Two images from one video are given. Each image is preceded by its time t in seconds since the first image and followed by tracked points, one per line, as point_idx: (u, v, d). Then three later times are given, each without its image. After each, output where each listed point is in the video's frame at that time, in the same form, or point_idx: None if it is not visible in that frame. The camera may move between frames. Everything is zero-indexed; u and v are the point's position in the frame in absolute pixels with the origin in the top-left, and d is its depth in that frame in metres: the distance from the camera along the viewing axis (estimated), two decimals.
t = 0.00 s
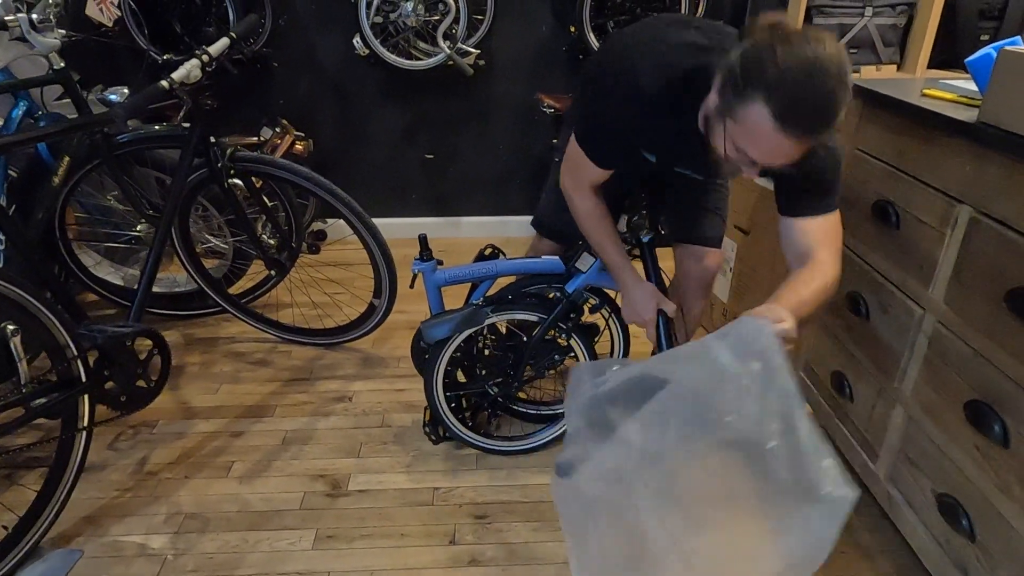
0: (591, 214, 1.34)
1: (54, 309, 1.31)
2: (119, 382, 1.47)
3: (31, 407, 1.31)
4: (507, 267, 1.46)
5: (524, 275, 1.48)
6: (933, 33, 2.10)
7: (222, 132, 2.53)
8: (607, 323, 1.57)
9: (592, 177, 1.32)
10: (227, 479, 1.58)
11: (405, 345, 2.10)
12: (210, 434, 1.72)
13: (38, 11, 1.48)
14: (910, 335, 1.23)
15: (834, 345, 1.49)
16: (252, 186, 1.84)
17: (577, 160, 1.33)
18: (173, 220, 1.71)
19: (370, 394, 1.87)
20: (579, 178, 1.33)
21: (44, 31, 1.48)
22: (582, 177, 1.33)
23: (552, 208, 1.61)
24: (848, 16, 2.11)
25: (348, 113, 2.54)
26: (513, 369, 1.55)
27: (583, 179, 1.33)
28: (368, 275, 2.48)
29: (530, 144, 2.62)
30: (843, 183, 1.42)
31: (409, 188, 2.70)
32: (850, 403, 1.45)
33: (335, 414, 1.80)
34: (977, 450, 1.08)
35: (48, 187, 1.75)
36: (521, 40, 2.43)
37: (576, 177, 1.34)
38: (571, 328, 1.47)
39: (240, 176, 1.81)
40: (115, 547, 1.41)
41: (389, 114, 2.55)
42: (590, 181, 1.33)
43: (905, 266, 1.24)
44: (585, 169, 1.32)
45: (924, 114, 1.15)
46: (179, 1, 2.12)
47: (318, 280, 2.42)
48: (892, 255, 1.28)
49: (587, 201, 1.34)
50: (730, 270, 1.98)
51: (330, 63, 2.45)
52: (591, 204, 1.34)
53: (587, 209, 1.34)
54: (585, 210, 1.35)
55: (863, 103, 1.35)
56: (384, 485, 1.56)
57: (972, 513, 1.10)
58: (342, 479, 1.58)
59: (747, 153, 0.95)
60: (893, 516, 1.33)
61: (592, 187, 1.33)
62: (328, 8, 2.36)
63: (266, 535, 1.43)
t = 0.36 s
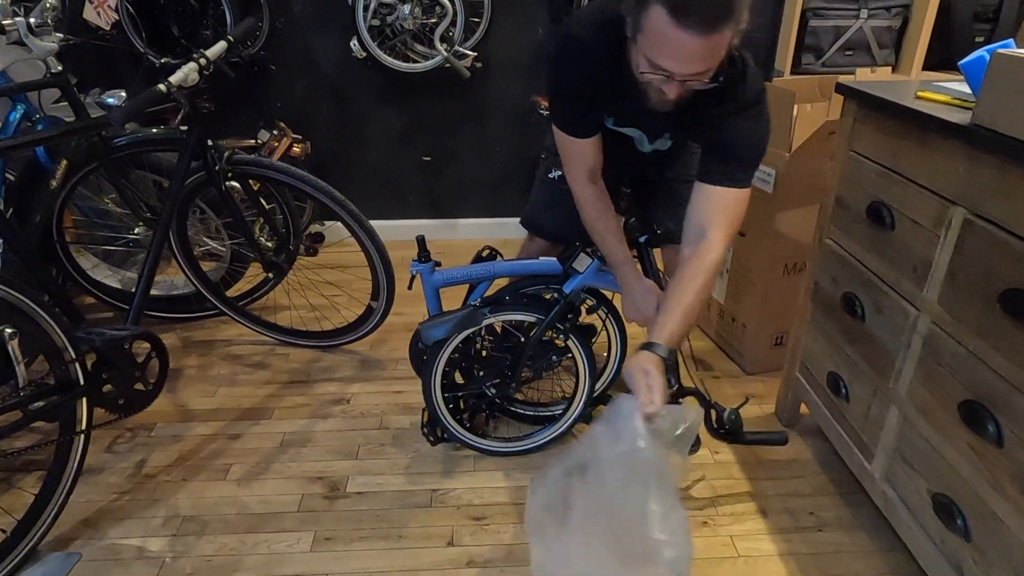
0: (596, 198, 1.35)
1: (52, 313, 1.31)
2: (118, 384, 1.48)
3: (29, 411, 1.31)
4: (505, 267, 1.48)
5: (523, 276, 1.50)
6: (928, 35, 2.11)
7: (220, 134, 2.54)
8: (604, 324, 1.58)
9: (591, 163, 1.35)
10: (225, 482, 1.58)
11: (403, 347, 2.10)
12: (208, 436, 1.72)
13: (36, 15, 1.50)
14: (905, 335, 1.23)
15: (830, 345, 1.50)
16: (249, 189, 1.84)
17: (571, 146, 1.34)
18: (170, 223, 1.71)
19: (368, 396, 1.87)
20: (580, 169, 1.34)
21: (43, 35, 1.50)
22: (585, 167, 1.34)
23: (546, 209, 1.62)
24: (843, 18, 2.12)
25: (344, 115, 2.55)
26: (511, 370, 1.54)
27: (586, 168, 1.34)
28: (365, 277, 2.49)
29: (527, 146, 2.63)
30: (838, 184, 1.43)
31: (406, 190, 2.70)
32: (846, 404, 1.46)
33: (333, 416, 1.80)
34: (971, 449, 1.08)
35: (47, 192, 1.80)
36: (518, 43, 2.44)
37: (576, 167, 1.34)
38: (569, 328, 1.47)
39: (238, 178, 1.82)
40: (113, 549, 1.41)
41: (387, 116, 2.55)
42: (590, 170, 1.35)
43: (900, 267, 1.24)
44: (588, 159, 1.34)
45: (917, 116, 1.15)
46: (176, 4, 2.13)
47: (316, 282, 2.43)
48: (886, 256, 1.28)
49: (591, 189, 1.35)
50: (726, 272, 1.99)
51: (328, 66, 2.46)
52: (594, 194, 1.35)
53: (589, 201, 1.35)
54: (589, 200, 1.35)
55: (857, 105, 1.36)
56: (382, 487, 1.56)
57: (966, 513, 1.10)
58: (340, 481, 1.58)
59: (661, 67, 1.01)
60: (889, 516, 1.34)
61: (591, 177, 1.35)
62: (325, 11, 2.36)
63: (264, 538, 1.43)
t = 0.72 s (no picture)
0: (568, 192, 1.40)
1: (49, 315, 1.31)
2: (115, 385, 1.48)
3: (24, 413, 1.31)
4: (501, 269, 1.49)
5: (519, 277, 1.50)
6: (922, 37, 2.11)
7: (216, 137, 2.54)
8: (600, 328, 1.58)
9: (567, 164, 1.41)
10: (222, 483, 1.58)
11: (400, 348, 2.11)
12: (205, 438, 1.72)
13: (31, 18, 1.49)
14: (899, 335, 1.24)
15: (825, 345, 1.51)
16: (246, 191, 1.84)
17: (542, 147, 1.40)
18: (167, 226, 1.71)
19: (365, 398, 1.88)
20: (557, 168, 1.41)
21: (39, 37, 1.49)
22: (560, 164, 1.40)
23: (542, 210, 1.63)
24: (839, 20, 2.13)
25: (341, 117, 2.55)
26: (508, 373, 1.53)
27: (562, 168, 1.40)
28: (362, 279, 2.49)
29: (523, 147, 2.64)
30: (833, 185, 1.44)
31: (402, 192, 2.71)
32: (841, 404, 1.46)
33: (331, 418, 1.80)
34: (965, 448, 1.09)
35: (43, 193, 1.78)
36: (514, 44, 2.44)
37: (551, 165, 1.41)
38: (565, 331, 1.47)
39: (234, 180, 1.82)
40: (109, 551, 1.41)
41: (383, 118, 2.56)
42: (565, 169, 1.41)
43: (894, 267, 1.25)
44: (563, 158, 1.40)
45: (910, 117, 1.16)
46: (172, 6, 2.13)
47: (312, 284, 2.43)
48: (881, 256, 1.29)
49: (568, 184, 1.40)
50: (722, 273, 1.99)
51: (324, 67, 2.46)
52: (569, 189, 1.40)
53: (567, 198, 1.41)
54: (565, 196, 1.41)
55: (851, 107, 1.37)
56: (379, 488, 1.57)
57: (961, 512, 1.11)
58: (337, 482, 1.58)
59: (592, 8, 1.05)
60: (884, 516, 1.34)
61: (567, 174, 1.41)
62: (321, 13, 2.37)
63: (261, 539, 1.43)
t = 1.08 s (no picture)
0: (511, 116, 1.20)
1: (47, 316, 1.31)
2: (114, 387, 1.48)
3: (23, 415, 1.31)
4: (498, 271, 1.49)
5: (518, 279, 1.50)
6: (920, 38, 2.14)
7: (214, 138, 2.54)
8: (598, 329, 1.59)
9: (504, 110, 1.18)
10: (221, 485, 1.58)
11: (399, 349, 2.11)
12: (203, 439, 1.72)
13: (30, 19, 1.48)
14: (897, 335, 1.24)
15: (823, 346, 1.51)
16: (244, 192, 1.84)
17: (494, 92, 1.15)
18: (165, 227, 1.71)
19: (363, 399, 1.88)
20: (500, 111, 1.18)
21: (38, 38, 1.48)
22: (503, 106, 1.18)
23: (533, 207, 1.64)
24: (836, 21, 2.13)
25: (340, 118, 2.55)
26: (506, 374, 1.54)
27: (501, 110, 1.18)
28: (361, 280, 2.49)
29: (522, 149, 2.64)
30: (830, 186, 1.44)
31: (401, 193, 2.71)
32: (839, 404, 1.46)
33: (329, 419, 1.80)
34: (963, 448, 1.09)
35: (41, 194, 1.75)
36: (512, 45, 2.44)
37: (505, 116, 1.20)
38: (563, 332, 1.47)
39: (233, 182, 1.82)
40: (107, 553, 1.40)
41: (382, 119, 2.56)
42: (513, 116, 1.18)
43: (892, 268, 1.25)
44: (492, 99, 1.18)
45: (908, 118, 1.16)
46: (171, 7, 2.13)
47: (311, 285, 2.43)
48: (879, 257, 1.29)
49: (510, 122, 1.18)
50: (720, 273, 2.00)
51: (322, 68, 2.46)
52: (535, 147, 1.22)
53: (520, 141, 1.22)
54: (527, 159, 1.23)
55: (848, 108, 1.37)
56: (378, 489, 1.56)
57: (959, 512, 1.11)
58: (336, 484, 1.58)
59: None
60: (882, 516, 1.34)
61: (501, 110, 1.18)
62: (320, 15, 2.37)
63: (260, 540, 1.43)
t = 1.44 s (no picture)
0: None
1: (46, 317, 1.31)
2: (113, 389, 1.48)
3: (20, 416, 1.30)
4: (497, 272, 1.49)
5: (516, 279, 1.51)
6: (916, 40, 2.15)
7: (212, 139, 2.53)
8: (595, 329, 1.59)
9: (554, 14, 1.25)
10: (220, 486, 1.58)
11: (397, 350, 2.11)
12: (202, 440, 1.72)
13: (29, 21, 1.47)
14: (893, 335, 1.25)
15: (820, 346, 1.52)
16: (243, 193, 1.85)
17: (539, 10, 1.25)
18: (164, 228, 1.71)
19: (362, 400, 1.88)
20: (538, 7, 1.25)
21: (36, 40, 1.47)
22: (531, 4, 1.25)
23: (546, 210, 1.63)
24: (832, 23, 2.14)
25: (338, 119, 2.56)
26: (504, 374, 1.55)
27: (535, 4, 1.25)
28: (359, 281, 2.49)
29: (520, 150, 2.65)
30: (827, 186, 1.45)
31: (399, 194, 2.71)
32: (836, 403, 1.47)
33: (328, 420, 1.80)
34: (959, 447, 1.10)
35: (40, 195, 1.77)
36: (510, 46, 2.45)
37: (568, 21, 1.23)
38: (561, 332, 1.47)
39: (231, 182, 1.82)
40: (106, 554, 1.40)
41: (380, 120, 2.56)
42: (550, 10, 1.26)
43: (888, 268, 1.26)
44: (544, 22, 1.25)
45: (903, 119, 1.17)
46: (169, 9, 2.13)
47: (310, 286, 2.43)
48: (875, 257, 1.30)
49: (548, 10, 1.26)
50: (718, 274, 2.00)
51: (321, 69, 2.46)
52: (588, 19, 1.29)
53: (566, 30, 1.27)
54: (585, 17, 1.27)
55: (845, 109, 1.38)
56: (376, 490, 1.57)
57: (955, 511, 1.12)
58: (334, 484, 1.58)
59: None
60: (878, 514, 1.35)
61: (553, 9, 1.25)
62: (318, 16, 2.38)
63: (259, 541, 1.43)
